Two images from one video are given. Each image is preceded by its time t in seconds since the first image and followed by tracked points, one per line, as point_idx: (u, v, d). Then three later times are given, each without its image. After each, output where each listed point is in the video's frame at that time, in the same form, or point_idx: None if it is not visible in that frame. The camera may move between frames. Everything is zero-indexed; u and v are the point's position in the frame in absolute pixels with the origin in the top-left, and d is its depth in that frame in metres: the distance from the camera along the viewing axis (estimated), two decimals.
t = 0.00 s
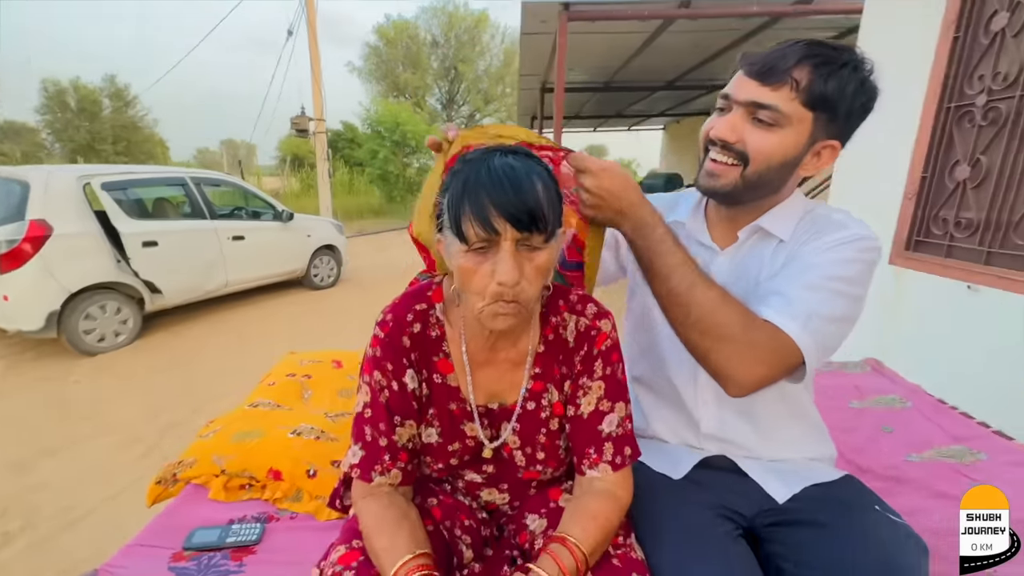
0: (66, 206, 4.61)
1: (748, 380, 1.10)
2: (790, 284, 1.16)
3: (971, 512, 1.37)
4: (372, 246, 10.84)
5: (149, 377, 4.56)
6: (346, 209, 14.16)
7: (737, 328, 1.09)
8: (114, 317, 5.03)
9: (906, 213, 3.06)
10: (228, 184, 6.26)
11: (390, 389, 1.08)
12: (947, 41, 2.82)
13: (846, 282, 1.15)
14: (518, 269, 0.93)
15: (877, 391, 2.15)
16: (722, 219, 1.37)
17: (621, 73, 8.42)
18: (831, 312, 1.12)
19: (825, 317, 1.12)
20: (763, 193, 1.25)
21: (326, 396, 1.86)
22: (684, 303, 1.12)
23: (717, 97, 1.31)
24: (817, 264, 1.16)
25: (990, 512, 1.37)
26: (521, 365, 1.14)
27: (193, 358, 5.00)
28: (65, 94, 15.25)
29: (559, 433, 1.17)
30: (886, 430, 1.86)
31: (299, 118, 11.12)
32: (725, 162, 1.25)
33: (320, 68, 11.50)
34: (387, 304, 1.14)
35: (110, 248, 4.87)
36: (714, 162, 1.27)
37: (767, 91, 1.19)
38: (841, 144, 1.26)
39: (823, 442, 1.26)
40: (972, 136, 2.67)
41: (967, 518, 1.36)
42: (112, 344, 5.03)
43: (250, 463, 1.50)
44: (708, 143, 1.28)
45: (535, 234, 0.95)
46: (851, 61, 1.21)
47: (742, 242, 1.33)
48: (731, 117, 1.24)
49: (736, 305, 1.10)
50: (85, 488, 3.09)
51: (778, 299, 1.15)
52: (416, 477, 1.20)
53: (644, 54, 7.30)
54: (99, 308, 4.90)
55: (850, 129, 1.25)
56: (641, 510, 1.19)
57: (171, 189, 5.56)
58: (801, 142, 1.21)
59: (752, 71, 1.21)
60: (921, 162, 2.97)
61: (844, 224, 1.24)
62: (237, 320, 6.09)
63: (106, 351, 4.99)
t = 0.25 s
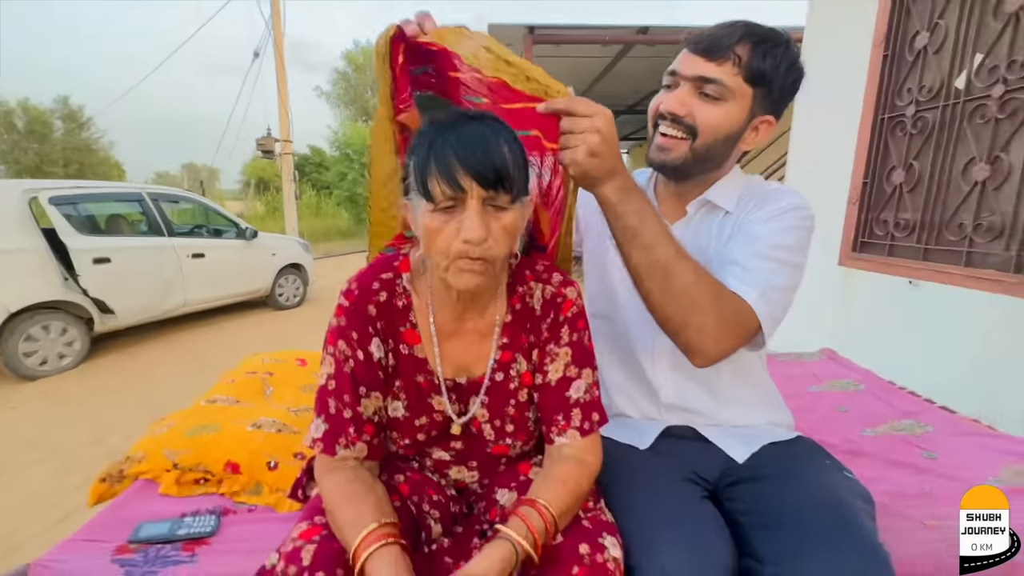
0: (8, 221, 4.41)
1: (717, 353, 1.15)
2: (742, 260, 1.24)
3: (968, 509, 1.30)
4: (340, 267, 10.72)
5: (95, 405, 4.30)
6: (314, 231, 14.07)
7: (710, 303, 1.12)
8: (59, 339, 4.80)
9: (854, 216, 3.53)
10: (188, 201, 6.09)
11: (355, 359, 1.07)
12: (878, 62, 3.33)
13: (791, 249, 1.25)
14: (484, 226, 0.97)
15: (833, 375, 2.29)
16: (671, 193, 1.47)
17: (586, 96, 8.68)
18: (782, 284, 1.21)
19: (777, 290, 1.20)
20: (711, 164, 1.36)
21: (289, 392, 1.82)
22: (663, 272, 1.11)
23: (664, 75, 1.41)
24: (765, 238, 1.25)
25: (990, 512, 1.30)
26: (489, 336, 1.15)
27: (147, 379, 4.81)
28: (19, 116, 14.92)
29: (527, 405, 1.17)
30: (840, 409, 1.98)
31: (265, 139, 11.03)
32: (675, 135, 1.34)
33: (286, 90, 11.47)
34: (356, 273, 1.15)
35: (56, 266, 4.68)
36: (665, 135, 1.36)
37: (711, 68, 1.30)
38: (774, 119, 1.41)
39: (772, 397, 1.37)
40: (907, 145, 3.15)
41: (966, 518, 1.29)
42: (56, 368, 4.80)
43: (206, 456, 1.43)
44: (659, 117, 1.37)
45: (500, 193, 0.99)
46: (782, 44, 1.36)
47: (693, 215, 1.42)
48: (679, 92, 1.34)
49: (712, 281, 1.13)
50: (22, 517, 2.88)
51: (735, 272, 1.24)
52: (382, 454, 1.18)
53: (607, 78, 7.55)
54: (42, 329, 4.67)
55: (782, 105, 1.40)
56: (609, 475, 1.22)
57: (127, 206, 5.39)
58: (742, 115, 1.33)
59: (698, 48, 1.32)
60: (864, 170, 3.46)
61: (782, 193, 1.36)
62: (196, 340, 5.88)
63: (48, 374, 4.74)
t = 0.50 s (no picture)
0: None
1: (693, 375, 1.33)
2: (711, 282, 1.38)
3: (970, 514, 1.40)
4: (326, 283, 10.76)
5: (80, 418, 4.26)
6: (299, 247, 14.11)
7: (686, 334, 1.30)
8: (41, 355, 4.70)
9: (818, 224, 3.85)
10: (173, 217, 6.13)
11: (357, 346, 1.18)
12: (836, 80, 3.71)
13: (754, 269, 1.41)
14: (479, 223, 1.09)
15: (799, 368, 2.51)
16: (641, 202, 1.60)
17: (568, 114, 8.94)
18: (747, 305, 1.37)
19: (743, 312, 1.36)
20: (677, 175, 1.51)
21: (286, 390, 1.92)
22: (648, 318, 1.26)
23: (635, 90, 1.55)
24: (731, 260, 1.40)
25: (989, 512, 1.40)
26: (478, 326, 1.27)
27: (133, 394, 4.77)
28: None
29: (513, 389, 1.29)
30: (805, 399, 2.19)
31: (251, 155, 11.08)
32: (644, 149, 1.48)
33: (272, 107, 11.58)
34: (356, 268, 1.27)
35: (41, 281, 4.63)
36: (635, 148, 1.50)
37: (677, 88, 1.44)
38: (733, 132, 1.57)
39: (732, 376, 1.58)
40: (863, 156, 3.50)
41: (967, 519, 1.40)
42: (38, 385, 4.68)
43: (211, 447, 1.51)
44: (630, 131, 1.51)
45: (491, 195, 1.12)
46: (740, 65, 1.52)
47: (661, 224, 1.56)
48: (649, 109, 1.48)
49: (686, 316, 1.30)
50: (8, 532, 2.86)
51: (707, 292, 1.39)
52: (381, 435, 1.28)
53: (588, 96, 7.80)
54: (25, 344, 4.59)
55: (739, 120, 1.56)
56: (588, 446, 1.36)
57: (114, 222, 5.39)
58: (705, 130, 1.48)
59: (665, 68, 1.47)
60: (826, 180, 3.78)
61: (743, 209, 1.51)
62: (181, 356, 5.85)
63: (29, 392, 4.62)
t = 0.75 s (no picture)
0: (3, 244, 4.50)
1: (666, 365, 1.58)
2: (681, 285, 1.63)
3: (971, 514, 1.84)
4: (323, 289, 10.96)
5: (92, 417, 4.43)
6: (296, 254, 14.34)
7: (659, 328, 1.53)
8: (51, 359, 4.86)
9: (795, 227, 4.09)
10: (177, 225, 6.23)
11: (380, 327, 1.42)
12: (807, 93, 3.98)
13: (717, 273, 1.65)
14: (486, 225, 1.34)
15: (771, 357, 2.76)
16: (623, 209, 1.82)
17: (560, 123, 9.23)
18: (712, 305, 1.62)
19: (708, 311, 1.60)
20: (651, 190, 1.74)
21: (308, 376, 2.15)
22: (623, 320, 1.51)
23: (616, 112, 1.76)
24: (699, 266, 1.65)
25: (991, 514, 1.82)
26: (482, 312, 1.51)
27: (141, 395, 4.94)
28: None
29: (512, 364, 1.52)
30: (772, 381, 2.43)
31: (249, 164, 11.31)
32: (622, 168, 1.72)
33: (270, 117, 11.81)
34: (379, 263, 1.52)
35: (51, 288, 4.73)
36: (615, 167, 1.74)
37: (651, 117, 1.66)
38: (703, 150, 1.79)
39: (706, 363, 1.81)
40: (833, 163, 3.76)
41: (972, 521, 1.83)
42: (47, 388, 4.84)
43: (247, 423, 1.74)
44: (612, 151, 1.74)
45: (497, 202, 1.36)
46: (710, 92, 1.72)
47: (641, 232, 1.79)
48: (626, 133, 1.70)
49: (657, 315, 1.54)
50: (33, 521, 3.04)
51: (677, 294, 1.62)
52: (399, 405, 1.51)
53: (579, 105, 8.09)
54: (35, 349, 4.74)
55: (709, 139, 1.77)
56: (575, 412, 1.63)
57: (120, 230, 5.56)
58: (676, 151, 1.71)
59: (642, 97, 1.68)
60: (800, 187, 4.04)
61: (712, 218, 1.75)
62: (186, 360, 6.02)
63: (39, 395, 4.78)
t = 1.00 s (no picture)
0: (48, 240, 4.76)
1: (663, 344, 1.76)
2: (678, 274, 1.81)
3: (971, 514, 1.78)
4: (341, 280, 11.25)
5: (133, 401, 4.73)
6: (314, 247, 14.69)
7: (653, 311, 1.72)
8: (93, 347, 5.16)
9: (798, 212, 4.22)
10: (201, 220, 6.54)
11: (410, 303, 1.62)
12: (812, 81, 4.06)
13: (711, 263, 1.83)
14: (502, 212, 1.54)
15: (769, 334, 2.94)
16: (627, 202, 1.97)
17: (571, 112, 9.35)
18: (706, 293, 1.80)
19: (702, 297, 1.78)
20: (650, 188, 1.88)
21: (341, 353, 2.39)
22: (619, 303, 1.70)
23: (620, 114, 1.87)
24: (694, 257, 1.82)
25: (991, 514, 1.78)
26: (498, 290, 1.71)
27: (177, 381, 5.24)
28: (17, 143, 15.20)
29: (525, 336, 1.73)
30: (768, 356, 2.62)
31: (267, 159, 11.60)
32: (624, 168, 1.85)
33: (286, 112, 12.07)
34: (407, 248, 1.72)
35: (91, 281, 5.02)
36: (617, 166, 1.87)
37: (652, 123, 1.77)
38: (700, 151, 1.90)
39: (703, 340, 1.99)
40: (835, 149, 3.82)
41: (971, 521, 1.79)
42: (91, 373, 5.16)
43: (292, 390, 1.97)
44: (615, 152, 1.86)
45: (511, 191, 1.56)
46: (709, 98, 1.81)
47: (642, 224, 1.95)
48: (629, 137, 1.81)
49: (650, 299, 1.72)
50: (88, 492, 3.32)
51: (674, 282, 1.80)
52: (426, 372, 1.72)
53: (588, 95, 8.21)
54: (79, 337, 5.03)
55: (707, 141, 1.88)
56: (580, 377, 1.86)
57: (151, 225, 5.84)
58: (674, 155, 1.83)
59: (644, 104, 1.78)
60: (804, 172, 4.14)
61: (708, 211, 1.92)
62: (215, 348, 6.32)
63: (84, 381, 5.09)
